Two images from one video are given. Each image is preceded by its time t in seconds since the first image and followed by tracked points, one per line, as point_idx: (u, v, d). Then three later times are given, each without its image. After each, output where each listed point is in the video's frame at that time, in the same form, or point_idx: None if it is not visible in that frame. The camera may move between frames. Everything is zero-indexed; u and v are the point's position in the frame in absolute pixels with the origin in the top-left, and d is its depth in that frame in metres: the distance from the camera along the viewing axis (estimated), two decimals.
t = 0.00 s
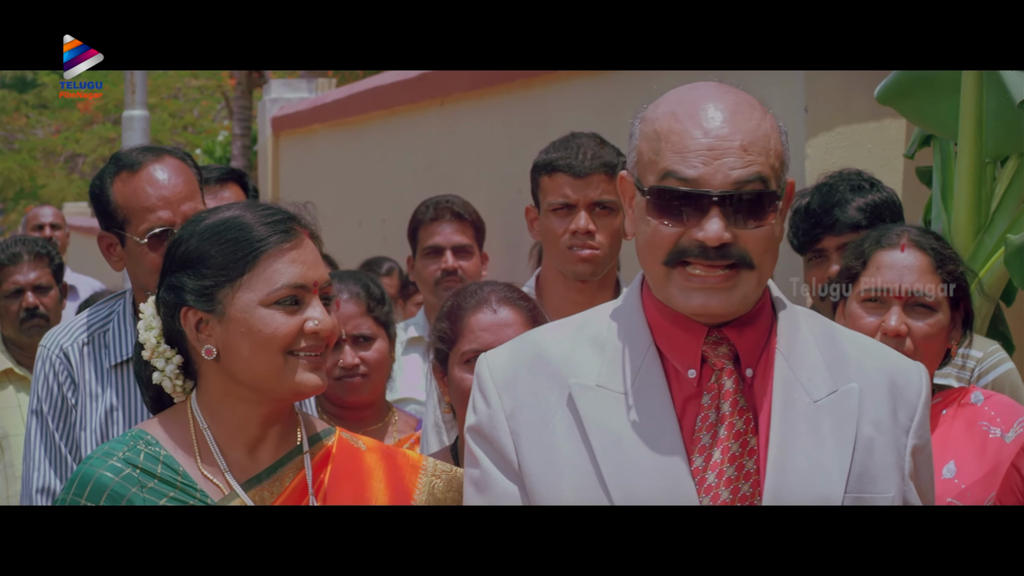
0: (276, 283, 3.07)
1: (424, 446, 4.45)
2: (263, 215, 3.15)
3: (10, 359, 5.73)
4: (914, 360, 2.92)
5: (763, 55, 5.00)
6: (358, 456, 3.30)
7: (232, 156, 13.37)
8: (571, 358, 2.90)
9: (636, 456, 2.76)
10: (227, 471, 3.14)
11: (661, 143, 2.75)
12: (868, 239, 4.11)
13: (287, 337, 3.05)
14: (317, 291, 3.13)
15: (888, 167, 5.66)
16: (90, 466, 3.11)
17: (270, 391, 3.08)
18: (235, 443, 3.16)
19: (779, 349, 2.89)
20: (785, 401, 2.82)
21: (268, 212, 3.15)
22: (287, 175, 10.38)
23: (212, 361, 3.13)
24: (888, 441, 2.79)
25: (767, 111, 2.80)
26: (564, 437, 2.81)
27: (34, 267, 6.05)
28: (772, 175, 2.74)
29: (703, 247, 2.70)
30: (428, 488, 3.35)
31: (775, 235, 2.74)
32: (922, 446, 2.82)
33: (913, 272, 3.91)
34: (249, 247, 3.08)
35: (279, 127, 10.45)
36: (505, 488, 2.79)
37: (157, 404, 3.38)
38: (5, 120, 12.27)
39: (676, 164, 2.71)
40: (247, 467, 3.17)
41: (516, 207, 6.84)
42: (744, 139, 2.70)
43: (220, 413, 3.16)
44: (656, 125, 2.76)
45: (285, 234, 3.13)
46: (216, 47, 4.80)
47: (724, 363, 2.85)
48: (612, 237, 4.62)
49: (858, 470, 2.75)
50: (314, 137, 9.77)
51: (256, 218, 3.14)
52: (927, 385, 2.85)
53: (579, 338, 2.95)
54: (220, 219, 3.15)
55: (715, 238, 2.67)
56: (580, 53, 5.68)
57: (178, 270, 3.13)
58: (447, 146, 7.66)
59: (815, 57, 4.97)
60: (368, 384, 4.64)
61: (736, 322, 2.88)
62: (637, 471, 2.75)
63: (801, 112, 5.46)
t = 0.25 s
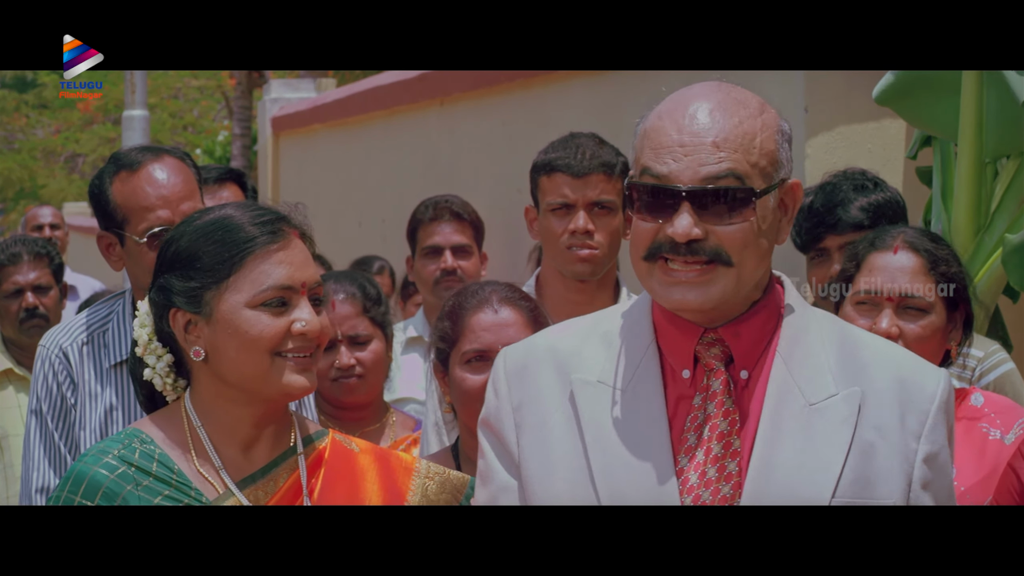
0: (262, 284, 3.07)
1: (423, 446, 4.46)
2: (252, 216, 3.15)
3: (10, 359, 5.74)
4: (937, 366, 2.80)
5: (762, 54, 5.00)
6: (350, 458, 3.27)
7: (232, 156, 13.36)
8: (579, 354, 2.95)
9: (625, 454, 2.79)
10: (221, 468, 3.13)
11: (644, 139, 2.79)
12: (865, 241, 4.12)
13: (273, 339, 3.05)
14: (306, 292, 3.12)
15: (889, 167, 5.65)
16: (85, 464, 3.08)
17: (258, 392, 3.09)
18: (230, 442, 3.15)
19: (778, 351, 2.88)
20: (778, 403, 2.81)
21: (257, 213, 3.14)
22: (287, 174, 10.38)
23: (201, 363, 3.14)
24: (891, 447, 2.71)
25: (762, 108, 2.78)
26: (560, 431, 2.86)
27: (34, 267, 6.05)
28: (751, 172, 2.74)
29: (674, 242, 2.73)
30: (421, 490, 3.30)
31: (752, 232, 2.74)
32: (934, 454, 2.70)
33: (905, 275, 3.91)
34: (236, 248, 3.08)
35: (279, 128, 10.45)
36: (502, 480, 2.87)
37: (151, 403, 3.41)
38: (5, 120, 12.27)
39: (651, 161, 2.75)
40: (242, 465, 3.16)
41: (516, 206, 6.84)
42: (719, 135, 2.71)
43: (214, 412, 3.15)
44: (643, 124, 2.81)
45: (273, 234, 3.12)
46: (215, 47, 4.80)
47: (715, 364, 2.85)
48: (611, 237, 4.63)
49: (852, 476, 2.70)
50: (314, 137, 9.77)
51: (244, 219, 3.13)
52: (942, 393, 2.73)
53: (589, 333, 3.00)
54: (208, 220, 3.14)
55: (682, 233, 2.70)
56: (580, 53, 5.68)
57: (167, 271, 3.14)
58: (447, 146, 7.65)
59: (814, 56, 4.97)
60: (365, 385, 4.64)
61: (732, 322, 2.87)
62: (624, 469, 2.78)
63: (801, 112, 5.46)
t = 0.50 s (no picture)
0: (240, 287, 3.06)
1: (423, 445, 4.46)
2: (231, 219, 3.14)
3: (10, 359, 5.74)
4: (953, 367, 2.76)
5: (762, 54, 5.00)
6: (349, 456, 3.30)
7: (232, 156, 13.36)
8: (597, 350, 3.01)
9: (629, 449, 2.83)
10: (217, 466, 3.14)
11: (646, 152, 2.76)
12: (862, 241, 4.12)
13: (250, 342, 3.03)
14: (287, 294, 3.10)
15: (890, 167, 5.66)
16: (81, 462, 3.08)
17: (242, 394, 3.08)
18: (226, 441, 3.16)
19: (785, 351, 2.86)
20: (780, 404, 2.80)
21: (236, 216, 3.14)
22: (287, 174, 10.38)
23: (188, 366, 3.15)
24: (895, 448, 2.69)
25: (765, 116, 2.74)
26: (572, 425, 2.91)
27: (34, 268, 6.05)
28: (755, 184, 2.71)
29: (681, 258, 2.72)
30: (420, 488, 3.33)
31: (758, 243, 2.73)
32: (942, 456, 2.67)
33: (902, 274, 3.91)
34: (214, 250, 3.08)
35: (279, 127, 10.46)
36: (519, 474, 2.96)
37: (150, 400, 3.54)
38: (5, 121, 12.26)
39: (654, 177, 2.73)
40: (239, 463, 3.17)
41: (516, 206, 6.84)
42: (720, 149, 2.68)
43: (211, 412, 3.15)
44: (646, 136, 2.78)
45: (252, 237, 3.11)
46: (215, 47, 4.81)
47: (719, 363, 2.85)
48: (610, 237, 4.63)
49: (850, 477, 2.69)
50: (314, 137, 9.78)
51: (224, 222, 3.13)
52: (954, 394, 2.70)
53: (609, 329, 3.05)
54: (189, 224, 3.16)
55: (688, 250, 2.69)
56: (580, 53, 5.69)
57: (153, 275, 3.17)
58: (447, 146, 7.66)
59: (814, 56, 4.97)
60: (363, 386, 4.64)
61: (739, 324, 2.86)
62: (627, 464, 2.82)
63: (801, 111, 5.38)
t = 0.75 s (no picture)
0: (219, 287, 3.09)
1: (423, 445, 4.46)
2: (214, 219, 3.18)
3: (11, 359, 5.75)
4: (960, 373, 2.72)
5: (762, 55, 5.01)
6: (353, 453, 3.30)
7: (232, 156, 13.36)
8: (606, 351, 3.04)
9: (630, 450, 2.85)
10: (218, 462, 3.17)
11: (683, 145, 2.79)
12: (866, 242, 4.13)
13: (232, 341, 3.06)
14: (268, 292, 3.11)
15: (890, 166, 5.66)
16: (84, 458, 3.13)
17: (228, 393, 3.12)
18: (227, 437, 3.19)
19: (792, 353, 2.85)
20: (781, 407, 2.80)
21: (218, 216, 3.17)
22: (287, 174, 10.38)
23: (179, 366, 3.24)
24: (896, 455, 2.66)
25: (792, 108, 2.81)
26: (578, 425, 2.96)
27: (36, 268, 6.01)
28: (796, 174, 2.76)
29: (730, 248, 2.74)
30: (426, 485, 3.31)
31: (800, 232, 2.78)
32: (943, 464, 2.64)
33: (907, 276, 3.91)
34: (195, 252, 3.12)
35: (279, 128, 10.46)
36: (531, 481, 3.03)
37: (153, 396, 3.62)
38: (5, 120, 12.25)
39: (699, 168, 2.76)
40: (240, 460, 3.20)
41: (516, 206, 6.84)
42: (765, 139, 2.73)
43: (207, 411, 3.20)
44: (677, 128, 2.80)
45: (232, 236, 3.14)
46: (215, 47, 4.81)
47: (725, 363, 2.87)
48: (610, 237, 4.63)
49: (850, 483, 2.68)
50: (314, 137, 9.78)
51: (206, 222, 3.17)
52: (958, 403, 2.66)
53: (620, 331, 3.07)
54: (176, 228, 3.22)
55: (740, 238, 2.71)
56: (580, 53, 5.69)
57: (147, 280, 3.25)
58: (447, 146, 7.66)
59: (814, 56, 4.98)
60: (363, 387, 4.65)
61: (747, 325, 2.85)
62: (627, 465, 2.84)
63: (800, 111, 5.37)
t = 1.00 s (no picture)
0: (206, 287, 3.11)
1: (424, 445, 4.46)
2: (208, 219, 3.21)
3: (11, 359, 5.74)
4: (963, 374, 2.76)
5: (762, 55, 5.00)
6: (362, 453, 3.31)
7: (232, 156, 13.35)
8: (605, 353, 3.01)
9: (636, 452, 2.84)
10: (224, 459, 3.19)
11: (696, 145, 2.80)
12: (874, 240, 4.10)
13: (218, 341, 3.08)
14: (254, 293, 3.11)
15: (889, 166, 5.62)
16: (91, 454, 3.14)
17: (219, 393, 3.14)
18: (234, 436, 3.21)
19: (800, 354, 2.86)
20: (790, 408, 2.80)
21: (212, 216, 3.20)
22: (287, 175, 10.38)
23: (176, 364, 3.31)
24: (905, 457, 2.68)
25: (802, 112, 2.83)
26: (579, 426, 2.93)
27: (36, 267, 6.02)
28: (808, 178, 2.78)
29: (741, 251, 2.75)
30: (437, 485, 3.32)
31: (810, 236, 2.79)
32: (950, 465, 2.67)
33: (916, 276, 3.92)
34: (187, 252, 3.16)
35: (279, 128, 10.45)
36: (527, 481, 3.01)
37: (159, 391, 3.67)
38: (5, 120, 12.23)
39: (712, 170, 2.76)
40: (248, 459, 3.22)
41: (517, 206, 6.84)
42: (779, 142, 2.74)
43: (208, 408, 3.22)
44: (690, 128, 2.81)
45: (223, 236, 3.16)
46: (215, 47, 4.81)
47: (733, 365, 2.88)
48: (611, 238, 4.63)
49: (861, 484, 2.69)
50: (314, 137, 9.78)
51: (200, 223, 3.21)
52: (964, 404, 2.70)
53: (617, 332, 3.05)
54: (175, 231, 3.28)
55: (753, 242, 2.71)
56: (580, 53, 5.69)
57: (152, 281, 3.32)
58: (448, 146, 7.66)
59: (814, 56, 4.97)
60: (364, 385, 4.65)
61: (754, 326, 2.86)
62: (634, 468, 2.83)
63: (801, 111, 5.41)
